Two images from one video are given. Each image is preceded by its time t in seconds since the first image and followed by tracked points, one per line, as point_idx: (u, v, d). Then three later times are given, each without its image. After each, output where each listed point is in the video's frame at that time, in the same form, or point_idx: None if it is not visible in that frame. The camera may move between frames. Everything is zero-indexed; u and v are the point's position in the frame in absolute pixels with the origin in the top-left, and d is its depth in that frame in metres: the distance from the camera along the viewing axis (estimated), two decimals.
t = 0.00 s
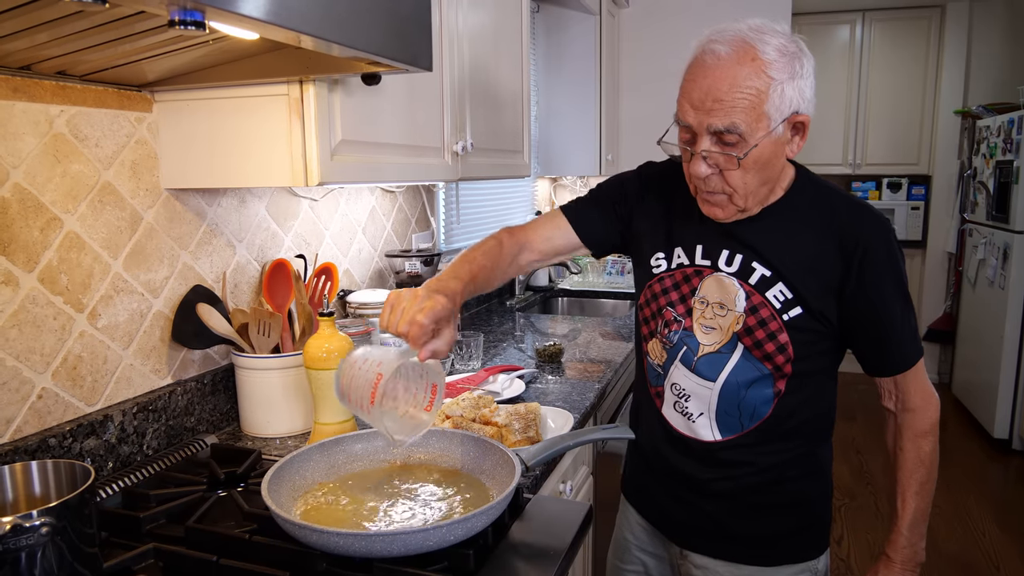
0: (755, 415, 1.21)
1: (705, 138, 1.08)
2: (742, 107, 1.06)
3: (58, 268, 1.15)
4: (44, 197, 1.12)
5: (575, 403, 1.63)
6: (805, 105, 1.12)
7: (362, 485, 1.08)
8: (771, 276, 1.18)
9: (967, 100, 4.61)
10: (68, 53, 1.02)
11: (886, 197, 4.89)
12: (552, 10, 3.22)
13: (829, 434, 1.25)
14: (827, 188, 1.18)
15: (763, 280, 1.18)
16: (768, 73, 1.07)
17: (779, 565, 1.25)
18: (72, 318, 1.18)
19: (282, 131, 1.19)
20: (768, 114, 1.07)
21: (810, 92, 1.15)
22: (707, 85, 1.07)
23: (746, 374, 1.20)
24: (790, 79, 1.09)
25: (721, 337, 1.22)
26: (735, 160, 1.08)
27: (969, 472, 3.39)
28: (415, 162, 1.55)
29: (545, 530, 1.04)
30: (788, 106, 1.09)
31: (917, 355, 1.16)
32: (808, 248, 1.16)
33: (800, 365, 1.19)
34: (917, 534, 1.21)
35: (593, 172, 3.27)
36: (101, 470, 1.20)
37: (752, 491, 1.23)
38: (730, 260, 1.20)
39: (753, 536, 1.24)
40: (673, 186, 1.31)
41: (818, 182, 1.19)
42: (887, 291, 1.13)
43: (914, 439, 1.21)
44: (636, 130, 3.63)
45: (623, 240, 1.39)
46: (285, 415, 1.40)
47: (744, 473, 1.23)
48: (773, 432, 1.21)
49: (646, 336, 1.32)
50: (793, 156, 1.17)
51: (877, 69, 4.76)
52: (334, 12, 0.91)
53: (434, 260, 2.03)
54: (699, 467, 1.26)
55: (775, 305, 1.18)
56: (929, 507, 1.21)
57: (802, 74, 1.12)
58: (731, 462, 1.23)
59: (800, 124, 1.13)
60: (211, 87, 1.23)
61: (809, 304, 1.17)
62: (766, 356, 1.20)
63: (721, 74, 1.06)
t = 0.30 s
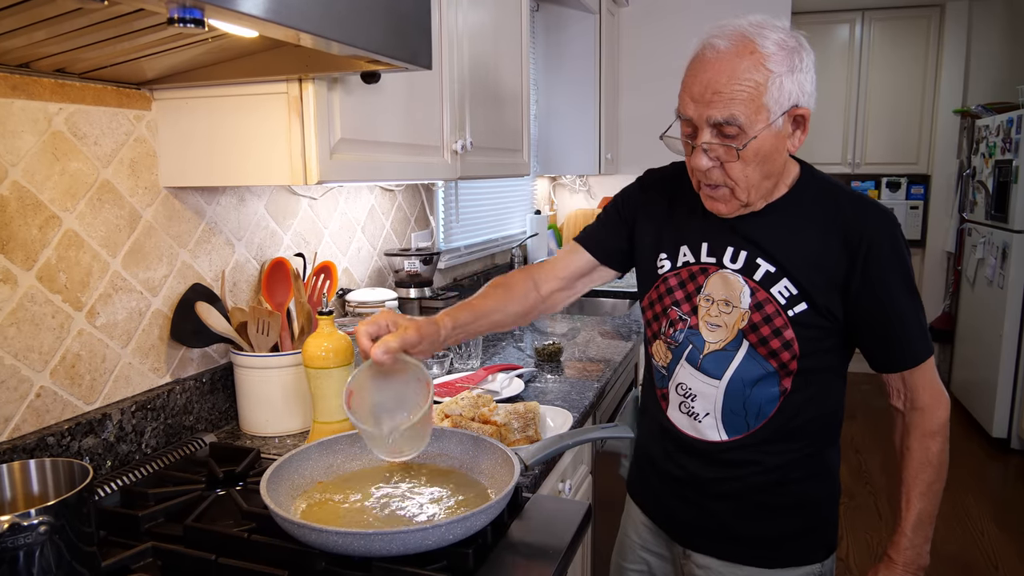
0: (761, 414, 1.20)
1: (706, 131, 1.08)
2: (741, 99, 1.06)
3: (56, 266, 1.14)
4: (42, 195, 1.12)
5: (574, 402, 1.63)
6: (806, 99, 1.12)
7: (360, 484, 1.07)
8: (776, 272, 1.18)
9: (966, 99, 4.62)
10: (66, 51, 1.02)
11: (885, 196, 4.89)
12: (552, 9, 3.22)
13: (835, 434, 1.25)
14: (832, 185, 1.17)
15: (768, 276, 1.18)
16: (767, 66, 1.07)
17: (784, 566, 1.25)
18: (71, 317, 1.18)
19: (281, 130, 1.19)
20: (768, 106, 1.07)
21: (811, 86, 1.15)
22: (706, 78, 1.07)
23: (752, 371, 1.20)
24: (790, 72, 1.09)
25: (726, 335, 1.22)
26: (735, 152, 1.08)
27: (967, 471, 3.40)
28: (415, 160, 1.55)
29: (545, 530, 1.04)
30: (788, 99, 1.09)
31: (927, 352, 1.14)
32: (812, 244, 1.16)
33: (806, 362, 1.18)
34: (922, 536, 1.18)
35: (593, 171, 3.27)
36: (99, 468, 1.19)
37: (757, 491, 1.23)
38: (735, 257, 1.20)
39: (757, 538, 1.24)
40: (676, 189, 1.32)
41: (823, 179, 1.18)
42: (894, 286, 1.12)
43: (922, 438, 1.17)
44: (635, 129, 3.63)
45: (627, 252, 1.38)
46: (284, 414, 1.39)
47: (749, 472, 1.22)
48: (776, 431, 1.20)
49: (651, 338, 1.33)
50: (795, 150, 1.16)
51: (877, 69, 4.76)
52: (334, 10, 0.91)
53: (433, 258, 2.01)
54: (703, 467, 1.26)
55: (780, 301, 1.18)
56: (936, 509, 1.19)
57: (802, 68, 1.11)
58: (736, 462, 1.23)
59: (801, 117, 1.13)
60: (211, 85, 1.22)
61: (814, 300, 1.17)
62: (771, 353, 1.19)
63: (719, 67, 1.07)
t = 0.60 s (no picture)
0: (761, 408, 1.19)
1: (685, 122, 1.12)
2: (714, 90, 1.09)
3: (54, 266, 1.14)
4: (40, 196, 1.12)
5: (572, 401, 1.63)
6: (789, 90, 1.11)
7: (360, 484, 1.08)
8: (770, 262, 1.18)
9: (963, 98, 4.63)
10: (64, 52, 1.01)
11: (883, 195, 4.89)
12: (550, 9, 3.22)
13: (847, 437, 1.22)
14: (830, 176, 1.17)
15: (763, 267, 1.18)
16: (739, 59, 1.09)
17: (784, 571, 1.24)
18: (68, 317, 1.17)
19: (279, 130, 1.19)
20: (741, 97, 1.08)
21: (795, 81, 1.13)
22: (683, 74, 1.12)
23: (750, 364, 1.19)
24: (765, 65, 1.10)
25: (725, 328, 1.22)
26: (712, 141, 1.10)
27: (966, 470, 3.40)
28: (413, 160, 1.55)
29: (544, 529, 1.04)
30: (765, 89, 1.09)
31: (937, 343, 1.08)
32: (807, 232, 1.15)
33: (806, 355, 1.16)
34: (895, 531, 1.08)
35: (591, 170, 3.27)
36: (97, 469, 1.19)
37: (756, 492, 1.22)
38: (732, 249, 1.21)
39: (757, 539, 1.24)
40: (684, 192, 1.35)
41: (824, 173, 1.18)
42: (890, 270, 1.08)
43: (919, 429, 1.08)
44: (633, 128, 3.63)
45: (646, 264, 1.39)
46: (284, 414, 1.39)
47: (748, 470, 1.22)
48: (782, 427, 1.19)
49: (660, 335, 1.34)
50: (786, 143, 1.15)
51: (875, 67, 4.77)
52: (332, 10, 0.91)
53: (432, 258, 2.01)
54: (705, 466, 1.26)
55: (776, 291, 1.17)
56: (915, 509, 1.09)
57: (782, 61, 1.12)
58: (738, 459, 1.22)
59: (781, 109, 1.11)
60: (209, 85, 1.22)
61: (809, 289, 1.15)
62: (768, 344, 1.18)
63: (696, 63, 1.11)
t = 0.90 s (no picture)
0: (717, 398, 1.27)
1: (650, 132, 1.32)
2: (651, 104, 1.26)
3: (52, 265, 1.14)
4: (38, 194, 1.12)
5: (570, 401, 1.63)
6: (719, 95, 1.17)
7: (357, 483, 1.08)
8: (731, 259, 1.23)
9: (962, 98, 4.62)
10: (63, 50, 1.01)
11: (881, 195, 4.89)
12: (549, 8, 3.22)
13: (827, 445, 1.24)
14: (806, 178, 1.16)
15: (725, 262, 1.24)
16: (667, 73, 1.22)
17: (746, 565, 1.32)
18: (67, 317, 1.17)
19: (278, 130, 1.19)
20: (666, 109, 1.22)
21: (729, 85, 1.16)
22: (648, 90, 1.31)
23: (711, 355, 1.27)
24: (691, 73, 1.19)
25: (698, 318, 1.29)
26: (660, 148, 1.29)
27: (964, 470, 3.41)
28: (411, 160, 1.55)
29: (541, 528, 1.04)
30: (687, 98, 1.19)
31: (885, 350, 1.03)
32: (764, 231, 1.18)
33: (756, 351, 1.21)
34: (832, 547, 1.07)
35: (590, 170, 3.28)
36: (96, 468, 1.19)
37: (726, 486, 1.30)
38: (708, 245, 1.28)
39: (724, 530, 1.32)
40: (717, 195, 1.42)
41: (797, 175, 1.17)
42: (828, 270, 1.08)
43: (862, 445, 1.06)
44: (632, 128, 3.63)
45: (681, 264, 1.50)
46: (282, 414, 1.39)
47: (712, 461, 1.30)
48: (739, 423, 1.25)
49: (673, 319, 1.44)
50: (737, 143, 1.20)
51: (873, 68, 4.78)
52: (330, 8, 0.91)
53: (430, 258, 2.00)
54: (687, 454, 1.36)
55: (731, 287, 1.22)
56: (854, 528, 1.06)
57: (717, 65, 1.17)
58: (710, 449, 1.30)
59: (705, 116, 1.19)
60: (208, 85, 1.22)
61: (760, 287, 1.19)
62: (723, 338, 1.24)
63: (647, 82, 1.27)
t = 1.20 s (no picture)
0: (689, 382, 1.37)
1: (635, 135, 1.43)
2: (630, 108, 1.37)
3: (51, 264, 1.14)
4: (37, 193, 1.12)
5: (569, 399, 1.64)
6: (683, 97, 1.26)
7: (355, 480, 1.08)
8: (698, 252, 1.31)
9: (961, 98, 4.60)
10: (61, 49, 1.01)
11: (880, 195, 4.86)
12: (548, 7, 3.21)
13: (791, 432, 1.31)
14: (765, 175, 1.21)
15: (694, 255, 1.32)
16: (640, 78, 1.33)
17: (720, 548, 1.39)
18: (66, 315, 1.18)
19: (277, 128, 1.19)
20: (638, 111, 1.33)
21: (692, 88, 1.25)
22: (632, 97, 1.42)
23: (684, 342, 1.37)
24: (659, 77, 1.29)
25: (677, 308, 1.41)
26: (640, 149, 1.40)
27: (963, 469, 3.41)
28: (410, 158, 1.55)
29: (540, 526, 1.04)
30: (655, 100, 1.29)
31: (825, 336, 1.07)
32: (723, 227, 1.24)
33: (718, 338, 1.29)
34: (795, 529, 1.10)
35: (590, 169, 3.28)
36: (96, 466, 1.19)
37: (699, 470, 1.39)
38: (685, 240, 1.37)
39: (706, 518, 1.40)
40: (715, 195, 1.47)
41: (759, 173, 1.22)
42: (772, 261, 1.13)
43: (815, 429, 1.08)
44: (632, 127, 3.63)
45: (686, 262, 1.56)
46: (281, 412, 1.39)
47: (688, 445, 1.40)
48: (708, 408, 1.34)
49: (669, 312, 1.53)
50: (702, 142, 1.28)
51: (872, 67, 4.78)
52: (328, 6, 0.91)
53: (430, 257, 2.00)
54: (670, 442, 1.46)
55: (697, 278, 1.31)
56: (812, 509, 1.09)
57: (683, 70, 1.26)
58: (687, 433, 1.40)
59: (671, 116, 1.28)
60: (206, 83, 1.22)
61: (722, 280, 1.26)
62: (691, 325, 1.34)
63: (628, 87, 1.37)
